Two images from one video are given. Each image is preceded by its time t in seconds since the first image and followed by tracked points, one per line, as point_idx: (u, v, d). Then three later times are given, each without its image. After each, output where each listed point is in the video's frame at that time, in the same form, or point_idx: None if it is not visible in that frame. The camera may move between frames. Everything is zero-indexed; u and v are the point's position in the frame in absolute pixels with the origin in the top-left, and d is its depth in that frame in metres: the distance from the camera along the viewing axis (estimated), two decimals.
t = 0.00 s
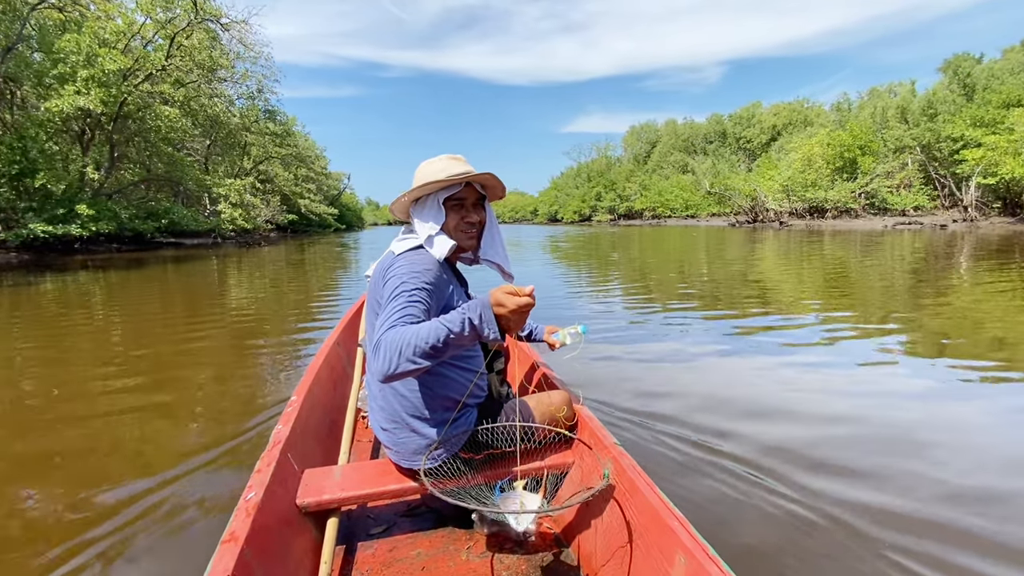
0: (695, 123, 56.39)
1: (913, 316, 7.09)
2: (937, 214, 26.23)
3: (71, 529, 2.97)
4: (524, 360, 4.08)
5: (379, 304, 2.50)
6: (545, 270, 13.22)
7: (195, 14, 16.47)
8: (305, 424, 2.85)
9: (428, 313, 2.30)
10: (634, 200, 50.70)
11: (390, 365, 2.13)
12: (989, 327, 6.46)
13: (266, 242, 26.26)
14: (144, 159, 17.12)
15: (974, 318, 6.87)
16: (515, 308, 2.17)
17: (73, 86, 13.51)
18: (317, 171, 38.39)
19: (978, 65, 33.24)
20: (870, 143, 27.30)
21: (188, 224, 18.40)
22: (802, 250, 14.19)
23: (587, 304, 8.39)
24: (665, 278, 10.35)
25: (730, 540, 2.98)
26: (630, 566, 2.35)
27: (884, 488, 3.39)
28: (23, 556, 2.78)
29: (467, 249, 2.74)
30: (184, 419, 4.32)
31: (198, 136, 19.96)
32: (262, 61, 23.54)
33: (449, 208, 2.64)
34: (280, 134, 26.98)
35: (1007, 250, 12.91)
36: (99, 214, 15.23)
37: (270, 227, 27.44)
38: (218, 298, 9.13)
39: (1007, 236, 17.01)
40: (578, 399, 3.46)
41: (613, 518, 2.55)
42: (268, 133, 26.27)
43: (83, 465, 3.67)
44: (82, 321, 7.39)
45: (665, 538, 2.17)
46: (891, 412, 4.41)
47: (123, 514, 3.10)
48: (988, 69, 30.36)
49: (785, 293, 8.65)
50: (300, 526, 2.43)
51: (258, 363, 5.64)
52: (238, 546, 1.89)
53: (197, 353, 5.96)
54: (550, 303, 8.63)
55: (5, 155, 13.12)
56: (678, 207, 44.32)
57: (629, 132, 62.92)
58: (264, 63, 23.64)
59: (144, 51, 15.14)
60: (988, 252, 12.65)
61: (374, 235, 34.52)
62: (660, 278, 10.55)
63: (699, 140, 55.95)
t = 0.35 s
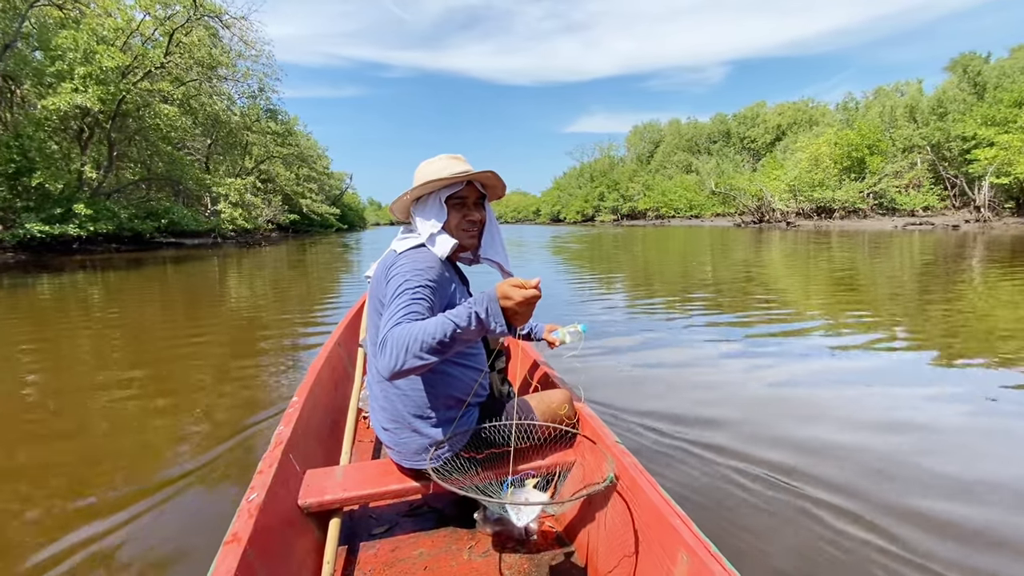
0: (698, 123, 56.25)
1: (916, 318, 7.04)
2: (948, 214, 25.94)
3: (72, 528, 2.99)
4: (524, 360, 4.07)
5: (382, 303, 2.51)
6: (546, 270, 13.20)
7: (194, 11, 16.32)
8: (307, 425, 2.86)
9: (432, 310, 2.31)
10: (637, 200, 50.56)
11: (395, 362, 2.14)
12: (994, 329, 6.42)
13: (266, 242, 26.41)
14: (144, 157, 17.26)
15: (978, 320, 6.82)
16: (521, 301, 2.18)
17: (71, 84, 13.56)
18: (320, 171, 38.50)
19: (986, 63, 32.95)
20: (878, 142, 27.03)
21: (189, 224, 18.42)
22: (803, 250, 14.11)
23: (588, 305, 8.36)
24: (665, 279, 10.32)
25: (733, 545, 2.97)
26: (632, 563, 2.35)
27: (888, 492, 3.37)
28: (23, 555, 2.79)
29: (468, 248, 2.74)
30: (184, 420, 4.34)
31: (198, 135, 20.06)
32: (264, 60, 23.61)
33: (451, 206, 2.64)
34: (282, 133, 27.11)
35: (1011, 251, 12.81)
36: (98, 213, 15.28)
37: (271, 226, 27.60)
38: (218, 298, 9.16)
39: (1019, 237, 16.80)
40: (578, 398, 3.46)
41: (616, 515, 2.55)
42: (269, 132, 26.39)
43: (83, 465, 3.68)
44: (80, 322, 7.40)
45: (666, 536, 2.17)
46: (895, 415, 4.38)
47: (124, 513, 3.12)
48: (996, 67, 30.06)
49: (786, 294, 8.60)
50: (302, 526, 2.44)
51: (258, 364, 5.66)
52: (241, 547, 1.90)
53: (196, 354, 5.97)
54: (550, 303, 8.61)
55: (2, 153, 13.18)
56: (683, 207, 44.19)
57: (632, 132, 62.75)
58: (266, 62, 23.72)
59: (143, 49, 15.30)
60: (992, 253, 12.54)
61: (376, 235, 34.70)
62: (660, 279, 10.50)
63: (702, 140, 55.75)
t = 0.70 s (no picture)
0: (702, 123, 56.08)
1: (919, 320, 7.01)
2: (958, 216, 25.67)
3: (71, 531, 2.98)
4: (524, 359, 4.06)
5: (381, 305, 2.51)
6: (546, 271, 13.16)
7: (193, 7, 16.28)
8: (307, 425, 2.86)
9: (431, 311, 2.30)
10: (640, 201, 50.42)
11: (395, 364, 2.14)
12: (998, 332, 6.39)
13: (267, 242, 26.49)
14: (143, 155, 17.13)
15: (982, 322, 6.78)
16: (520, 304, 2.18)
17: (68, 79, 13.46)
18: (322, 170, 38.53)
19: (993, 63, 32.70)
20: (887, 142, 26.70)
21: (188, 223, 18.78)
22: (807, 252, 13.99)
23: (588, 306, 8.32)
24: (666, 281, 10.28)
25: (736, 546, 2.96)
26: (633, 563, 2.35)
27: (892, 496, 3.35)
28: (23, 555, 2.80)
29: (467, 248, 2.73)
30: (184, 420, 4.35)
31: (199, 133, 20.13)
32: (267, 60, 23.69)
33: (450, 207, 2.64)
34: (283, 132, 27.21)
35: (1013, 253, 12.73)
36: (94, 213, 15.31)
37: (271, 226, 27.76)
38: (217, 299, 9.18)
39: None
40: (579, 399, 3.46)
41: (616, 515, 2.55)
42: (271, 132, 26.47)
43: (81, 468, 3.68)
44: (76, 324, 7.37)
45: (667, 535, 2.17)
46: (898, 419, 4.36)
47: (122, 513, 3.14)
48: (1004, 67, 29.83)
49: (787, 296, 8.55)
50: (302, 526, 2.44)
51: (256, 365, 5.66)
52: (242, 547, 1.91)
53: (194, 356, 5.96)
54: (549, 304, 8.57)
55: None
56: (687, 207, 44.04)
57: (635, 133, 62.64)
58: (268, 62, 23.81)
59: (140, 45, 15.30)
60: (994, 255, 12.46)
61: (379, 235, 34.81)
62: (661, 280, 10.45)
63: (706, 140, 55.53)
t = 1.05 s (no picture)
0: (705, 124, 55.91)
1: (923, 323, 6.97)
2: (968, 217, 25.39)
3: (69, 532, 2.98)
4: (525, 357, 4.03)
5: (379, 304, 2.51)
6: (545, 272, 13.13)
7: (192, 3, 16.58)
8: (307, 424, 2.86)
9: (429, 311, 2.30)
10: (643, 201, 50.27)
11: (393, 364, 2.14)
12: (1001, 334, 6.36)
13: (268, 241, 26.55)
14: (144, 153, 17.02)
15: (984, 325, 6.75)
16: (518, 303, 2.17)
17: (65, 76, 13.35)
18: (323, 170, 38.58)
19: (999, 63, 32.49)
20: (895, 143, 26.27)
21: (187, 222, 19.01)
22: (810, 254, 13.93)
23: (587, 308, 8.27)
24: (666, 283, 10.23)
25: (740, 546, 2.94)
26: (632, 564, 2.33)
27: (898, 498, 3.32)
28: (24, 550, 2.84)
29: (466, 248, 2.73)
30: (182, 420, 4.35)
31: (200, 131, 20.17)
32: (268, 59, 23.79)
33: (449, 206, 2.64)
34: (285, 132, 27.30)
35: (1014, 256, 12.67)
36: (91, 211, 15.20)
37: (272, 226, 27.89)
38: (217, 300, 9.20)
39: None
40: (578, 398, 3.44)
41: (616, 515, 2.53)
42: (272, 130, 26.55)
43: (81, 466, 3.70)
44: (73, 325, 7.35)
45: (667, 536, 2.15)
46: (902, 421, 4.33)
47: (122, 509, 3.16)
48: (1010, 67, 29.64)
49: (787, 298, 8.51)
50: (302, 526, 2.44)
51: (255, 365, 5.66)
52: (241, 547, 1.91)
53: (192, 357, 5.95)
54: (548, 304, 8.54)
55: None
56: (690, 208, 43.87)
57: (638, 134, 62.52)
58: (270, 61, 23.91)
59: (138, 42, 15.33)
60: (994, 258, 12.41)
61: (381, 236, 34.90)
62: (660, 282, 10.40)
63: (710, 141, 55.28)
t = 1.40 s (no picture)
0: (710, 125, 55.69)
1: (927, 325, 6.94)
2: (978, 219, 25.15)
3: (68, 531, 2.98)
4: (525, 358, 4.02)
5: (380, 304, 2.51)
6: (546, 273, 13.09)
7: None
8: (307, 424, 2.87)
9: (430, 311, 2.30)
10: (647, 202, 50.07)
11: (393, 364, 2.14)
12: (1006, 337, 6.33)
13: (271, 241, 26.62)
14: (144, 152, 17.04)
15: (988, 328, 6.71)
16: (518, 304, 2.17)
17: (64, 73, 13.32)
18: (326, 170, 38.70)
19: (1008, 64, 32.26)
20: (905, 143, 26.37)
21: (187, 221, 19.06)
22: (813, 257, 13.89)
23: (587, 310, 8.23)
24: (667, 284, 10.20)
25: (743, 547, 2.92)
26: (632, 564, 2.32)
27: (903, 501, 3.29)
28: (27, 543, 2.88)
29: (467, 247, 2.73)
30: (181, 422, 4.34)
31: (203, 131, 20.23)
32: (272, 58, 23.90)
33: (450, 205, 2.63)
34: (288, 131, 27.43)
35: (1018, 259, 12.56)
36: (89, 210, 15.12)
37: (275, 225, 28.03)
38: (217, 299, 9.23)
39: None
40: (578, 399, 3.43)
41: (616, 516, 2.52)
42: (276, 129, 26.66)
43: (84, 462, 3.75)
44: (74, 325, 7.38)
45: (667, 535, 2.14)
46: (906, 423, 4.31)
47: (124, 505, 3.20)
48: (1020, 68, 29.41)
49: (789, 300, 8.44)
50: (302, 526, 2.45)
51: (255, 365, 5.66)
52: (242, 547, 1.91)
53: (192, 358, 5.96)
54: (548, 305, 8.50)
55: None
56: (695, 209, 43.68)
57: (643, 134, 62.32)
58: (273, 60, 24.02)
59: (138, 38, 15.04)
60: (998, 260, 12.32)
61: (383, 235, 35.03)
62: (661, 284, 10.34)
63: (715, 142, 55.02)
